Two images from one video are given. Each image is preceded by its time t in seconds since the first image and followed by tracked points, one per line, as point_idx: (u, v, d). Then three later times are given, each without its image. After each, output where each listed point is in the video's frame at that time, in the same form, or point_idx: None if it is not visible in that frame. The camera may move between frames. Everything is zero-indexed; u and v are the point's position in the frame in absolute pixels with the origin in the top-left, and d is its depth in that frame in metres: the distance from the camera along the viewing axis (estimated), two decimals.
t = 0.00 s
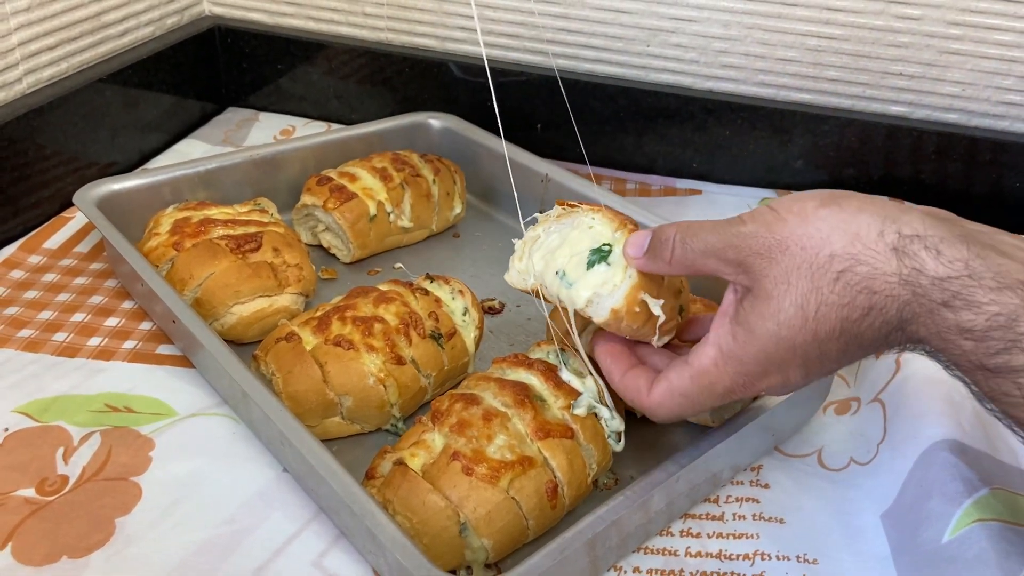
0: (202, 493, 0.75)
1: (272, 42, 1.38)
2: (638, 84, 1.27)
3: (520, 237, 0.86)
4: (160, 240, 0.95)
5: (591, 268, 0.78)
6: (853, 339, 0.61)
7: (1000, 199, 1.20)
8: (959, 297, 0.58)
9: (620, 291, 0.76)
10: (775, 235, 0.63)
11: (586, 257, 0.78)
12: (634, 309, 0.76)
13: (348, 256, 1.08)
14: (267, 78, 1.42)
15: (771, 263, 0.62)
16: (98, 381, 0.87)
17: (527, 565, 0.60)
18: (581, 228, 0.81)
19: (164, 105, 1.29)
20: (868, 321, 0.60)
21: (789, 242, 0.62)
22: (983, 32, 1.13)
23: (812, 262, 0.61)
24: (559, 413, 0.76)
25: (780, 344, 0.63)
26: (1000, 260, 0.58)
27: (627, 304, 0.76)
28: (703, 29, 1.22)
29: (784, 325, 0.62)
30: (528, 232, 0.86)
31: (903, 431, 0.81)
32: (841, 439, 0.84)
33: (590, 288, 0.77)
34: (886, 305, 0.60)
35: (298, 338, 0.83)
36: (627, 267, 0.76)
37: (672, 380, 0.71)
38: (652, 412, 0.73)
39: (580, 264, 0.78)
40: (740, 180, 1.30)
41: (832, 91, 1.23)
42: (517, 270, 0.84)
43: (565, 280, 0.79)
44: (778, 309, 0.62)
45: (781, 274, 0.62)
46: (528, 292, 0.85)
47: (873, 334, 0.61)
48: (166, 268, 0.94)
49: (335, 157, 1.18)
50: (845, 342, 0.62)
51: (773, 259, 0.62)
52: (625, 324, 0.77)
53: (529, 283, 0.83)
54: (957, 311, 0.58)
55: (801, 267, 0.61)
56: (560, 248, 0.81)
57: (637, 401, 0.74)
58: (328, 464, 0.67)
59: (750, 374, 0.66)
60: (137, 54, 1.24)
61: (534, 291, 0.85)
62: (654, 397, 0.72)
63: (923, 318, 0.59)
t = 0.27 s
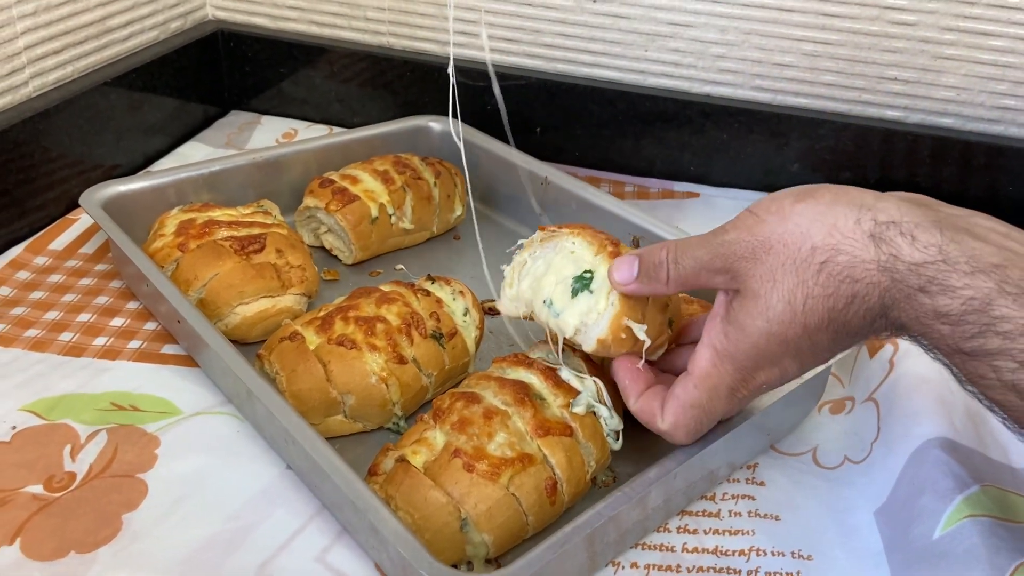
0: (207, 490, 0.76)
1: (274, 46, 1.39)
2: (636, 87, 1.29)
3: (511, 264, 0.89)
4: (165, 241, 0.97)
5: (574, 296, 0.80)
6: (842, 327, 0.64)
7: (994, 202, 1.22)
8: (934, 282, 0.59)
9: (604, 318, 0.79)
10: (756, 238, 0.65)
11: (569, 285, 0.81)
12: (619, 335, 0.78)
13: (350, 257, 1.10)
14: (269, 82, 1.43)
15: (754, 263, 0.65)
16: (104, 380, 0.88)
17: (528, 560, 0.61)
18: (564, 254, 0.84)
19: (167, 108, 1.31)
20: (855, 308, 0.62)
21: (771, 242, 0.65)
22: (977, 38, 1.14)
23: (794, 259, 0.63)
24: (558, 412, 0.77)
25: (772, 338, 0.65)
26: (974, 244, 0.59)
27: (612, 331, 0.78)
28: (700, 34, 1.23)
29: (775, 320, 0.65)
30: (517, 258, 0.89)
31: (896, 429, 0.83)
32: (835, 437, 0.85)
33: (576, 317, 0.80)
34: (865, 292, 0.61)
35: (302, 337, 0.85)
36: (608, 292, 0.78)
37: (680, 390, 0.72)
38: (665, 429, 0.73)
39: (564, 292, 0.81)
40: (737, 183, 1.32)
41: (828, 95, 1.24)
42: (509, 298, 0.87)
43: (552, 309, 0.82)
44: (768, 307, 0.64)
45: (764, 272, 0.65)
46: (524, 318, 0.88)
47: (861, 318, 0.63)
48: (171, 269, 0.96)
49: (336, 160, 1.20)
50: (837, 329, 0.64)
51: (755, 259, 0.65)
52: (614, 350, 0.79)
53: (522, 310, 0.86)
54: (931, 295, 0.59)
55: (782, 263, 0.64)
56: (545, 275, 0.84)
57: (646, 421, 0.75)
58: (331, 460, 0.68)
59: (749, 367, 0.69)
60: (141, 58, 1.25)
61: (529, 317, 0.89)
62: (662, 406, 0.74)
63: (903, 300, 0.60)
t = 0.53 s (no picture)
0: (211, 487, 0.78)
1: (276, 51, 1.41)
2: (633, 93, 1.30)
3: (506, 272, 0.91)
4: (169, 243, 0.98)
5: (568, 316, 0.82)
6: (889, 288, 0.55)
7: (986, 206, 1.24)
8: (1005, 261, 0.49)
9: (597, 341, 0.80)
10: (802, 195, 0.53)
11: (563, 304, 0.82)
12: (610, 358, 0.79)
13: (351, 260, 1.11)
14: (271, 87, 1.45)
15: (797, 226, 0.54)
16: (109, 380, 0.89)
17: (525, 554, 0.62)
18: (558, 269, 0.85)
19: (170, 112, 1.32)
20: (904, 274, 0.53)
21: (820, 203, 0.53)
22: (968, 44, 1.16)
23: (847, 214, 0.52)
24: (556, 411, 0.79)
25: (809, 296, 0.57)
26: None
27: (604, 354, 0.79)
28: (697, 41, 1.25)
29: (815, 282, 0.55)
30: (512, 267, 0.90)
31: (887, 428, 0.84)
32: (828, 437, 0.87)
33: (569, 337, 0.81)
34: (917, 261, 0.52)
35: (304, 337, 0.86)
36: (601, 315, 0.80)
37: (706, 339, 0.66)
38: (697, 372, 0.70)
39: (557, 311, 0.83)
40: (733, 188, 1.34)
41: (823, 101, 1.26)
42: (505, 307, 0.89)
43: (546, 326, 0.84)
44: (808, 270, 0.55)
45: (809, 234, 0.54)
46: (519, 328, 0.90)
47: (912, 280, 0.54)
48: (175, 270, 0.97)
49: (338, 164, 1.22)
50: (888, 287, 0.55)
51: (798, 218, 0.54)
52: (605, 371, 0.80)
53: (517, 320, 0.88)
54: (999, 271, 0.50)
55: (832, 223, 0.53)
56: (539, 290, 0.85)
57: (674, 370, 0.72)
58: (333, 457, 0.70)
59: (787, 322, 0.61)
60: (144, 63, 1.27)
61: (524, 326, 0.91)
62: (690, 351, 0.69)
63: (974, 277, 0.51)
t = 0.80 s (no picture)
0: (216, 486, 0.79)
1: (278, 59, 1.43)
2: (631, 100, 1.32)
3: (520, 266, 0.92)
4: (174, 247, 1.00)
5: (585, 329, 0.84)
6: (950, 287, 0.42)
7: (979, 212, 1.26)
8: None
9: (609, 360, 0.82)
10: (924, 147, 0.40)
11: (581, 317, 0.84)
12: (621, 378, 0.81)
13: (352, 264, 1.13)
14: (273, 93, 1.46)
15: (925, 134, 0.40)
16: (115, 381, 0.91)
17: (525, 551, 0.64)
18: (580, 279, 0.87)
19: (173, 119, 1.34)
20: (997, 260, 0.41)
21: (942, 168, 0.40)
22: (961, 53, 1.18)
23: (943, 197, 0.40)
24: (555, 412, 0.80)
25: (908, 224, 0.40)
26: None
27: (615, 374, 0.81)
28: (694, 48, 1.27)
29: (892, 219, 0.41)
30: (528, 263, 0.91)
31: (880, 430, 0.86)
32: (823, 438, 0.88)
33: (581, 351, 0.83)
34: None
35: (307, 340, 0.88)
36: (618, 337, 0.82)
37: (719, 262, 0.46)
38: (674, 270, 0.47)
39: (574, 323, 0.84)
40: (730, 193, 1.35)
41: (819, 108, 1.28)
42: (516, 302, 0.91)
43: (559, 334, 0.85)
44: (888, 204, 0.41)
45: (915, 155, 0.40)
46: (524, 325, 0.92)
47: (907, 315, 0.45)
48: (180, 274, 0.99)
49: (339, 169, 1.23)
50: (847, 321, 0.47)
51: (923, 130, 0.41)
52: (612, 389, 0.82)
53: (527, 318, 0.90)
54: None
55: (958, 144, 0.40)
56: (558, 294, 0.87)
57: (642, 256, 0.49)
58: (336, 456, 0.71)
59: (832, 258, 0.42)
60: (149, 70, 1.28)
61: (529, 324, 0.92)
62: (701, 261, 0.46)
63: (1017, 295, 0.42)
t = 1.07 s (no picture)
0: (216, 490, 0.80)
1: (279, 65, 1.44)
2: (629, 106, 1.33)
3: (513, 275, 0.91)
4: (175, 252, 1.01)
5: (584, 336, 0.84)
6: (673, 348, 0.48)
7: (974, 218, 1.27)
8: (788, 392, 0.48)
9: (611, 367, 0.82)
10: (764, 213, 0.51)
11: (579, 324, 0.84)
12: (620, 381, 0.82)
13: (352, 269, 1.14)
14: (273, 100, 1.48)
15: (753, 203, 0.51)
16: (116, 386, 0.92)
17: (522, 553, 0.65)
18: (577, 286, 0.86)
19: (174, 125, 1.35)
20: (717, 353, 0.48)
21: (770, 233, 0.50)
22: (956, 61, 1.19)
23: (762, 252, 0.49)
24: (553, 416, 0.81)
25: (684, 251, 0.49)
26: None
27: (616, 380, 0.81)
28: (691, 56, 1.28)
29: (659, 250, 0.49)
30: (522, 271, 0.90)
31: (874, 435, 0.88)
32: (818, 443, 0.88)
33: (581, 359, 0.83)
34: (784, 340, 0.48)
35: (307, 344, 0.89)
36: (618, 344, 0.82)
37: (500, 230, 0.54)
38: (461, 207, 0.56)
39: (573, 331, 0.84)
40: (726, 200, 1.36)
41: (814, 115, 1.29)
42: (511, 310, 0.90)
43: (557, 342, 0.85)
44: (677, 236, 0.49)
45: (735, 210, 0.50)
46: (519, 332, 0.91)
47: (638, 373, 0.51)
48: (181, 279, 0.99)
49: (339, 175, 1.24)
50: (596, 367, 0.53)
51: (758, 202, 0.51)
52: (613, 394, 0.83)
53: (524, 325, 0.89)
54: (759, 425, 0.49)
55: (768, 227, 0.50)
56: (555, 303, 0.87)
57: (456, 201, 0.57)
58: (336, 459, 0.72)
59: (584, 270, 0.50)
60: (150, 77, 1.29)
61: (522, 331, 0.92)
62: (500, 223, 0.54)
63: (727, 404, 0.49)
